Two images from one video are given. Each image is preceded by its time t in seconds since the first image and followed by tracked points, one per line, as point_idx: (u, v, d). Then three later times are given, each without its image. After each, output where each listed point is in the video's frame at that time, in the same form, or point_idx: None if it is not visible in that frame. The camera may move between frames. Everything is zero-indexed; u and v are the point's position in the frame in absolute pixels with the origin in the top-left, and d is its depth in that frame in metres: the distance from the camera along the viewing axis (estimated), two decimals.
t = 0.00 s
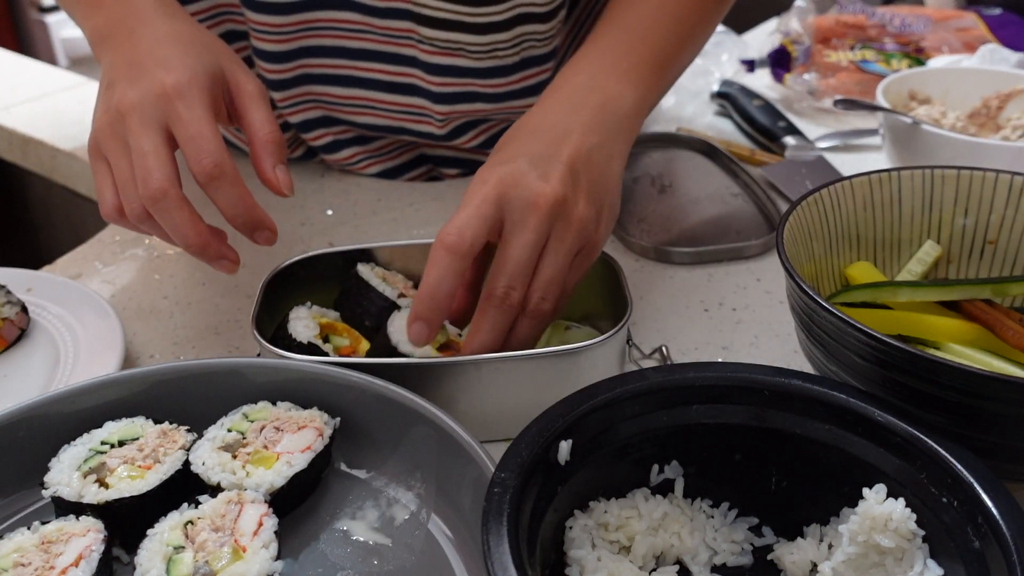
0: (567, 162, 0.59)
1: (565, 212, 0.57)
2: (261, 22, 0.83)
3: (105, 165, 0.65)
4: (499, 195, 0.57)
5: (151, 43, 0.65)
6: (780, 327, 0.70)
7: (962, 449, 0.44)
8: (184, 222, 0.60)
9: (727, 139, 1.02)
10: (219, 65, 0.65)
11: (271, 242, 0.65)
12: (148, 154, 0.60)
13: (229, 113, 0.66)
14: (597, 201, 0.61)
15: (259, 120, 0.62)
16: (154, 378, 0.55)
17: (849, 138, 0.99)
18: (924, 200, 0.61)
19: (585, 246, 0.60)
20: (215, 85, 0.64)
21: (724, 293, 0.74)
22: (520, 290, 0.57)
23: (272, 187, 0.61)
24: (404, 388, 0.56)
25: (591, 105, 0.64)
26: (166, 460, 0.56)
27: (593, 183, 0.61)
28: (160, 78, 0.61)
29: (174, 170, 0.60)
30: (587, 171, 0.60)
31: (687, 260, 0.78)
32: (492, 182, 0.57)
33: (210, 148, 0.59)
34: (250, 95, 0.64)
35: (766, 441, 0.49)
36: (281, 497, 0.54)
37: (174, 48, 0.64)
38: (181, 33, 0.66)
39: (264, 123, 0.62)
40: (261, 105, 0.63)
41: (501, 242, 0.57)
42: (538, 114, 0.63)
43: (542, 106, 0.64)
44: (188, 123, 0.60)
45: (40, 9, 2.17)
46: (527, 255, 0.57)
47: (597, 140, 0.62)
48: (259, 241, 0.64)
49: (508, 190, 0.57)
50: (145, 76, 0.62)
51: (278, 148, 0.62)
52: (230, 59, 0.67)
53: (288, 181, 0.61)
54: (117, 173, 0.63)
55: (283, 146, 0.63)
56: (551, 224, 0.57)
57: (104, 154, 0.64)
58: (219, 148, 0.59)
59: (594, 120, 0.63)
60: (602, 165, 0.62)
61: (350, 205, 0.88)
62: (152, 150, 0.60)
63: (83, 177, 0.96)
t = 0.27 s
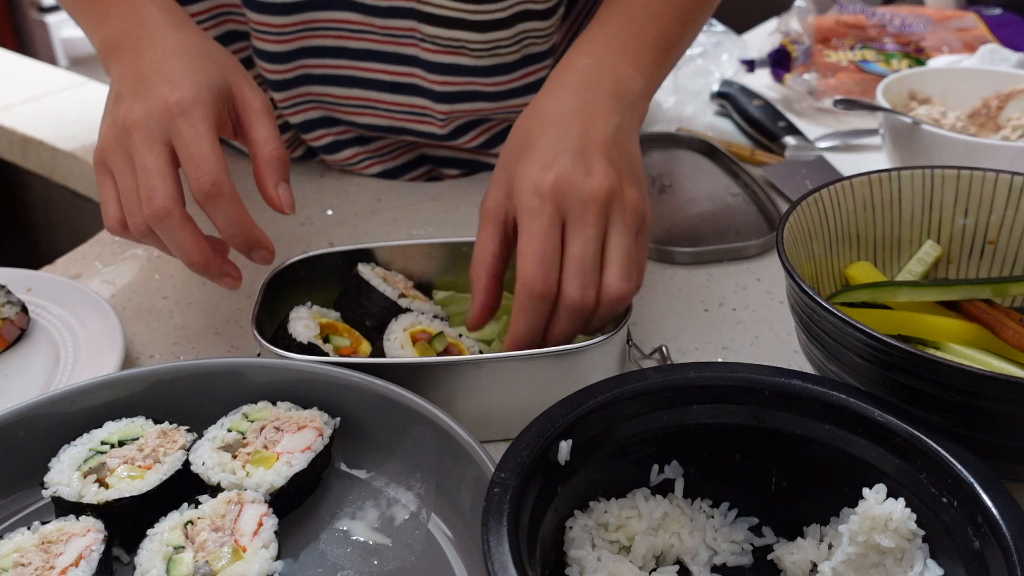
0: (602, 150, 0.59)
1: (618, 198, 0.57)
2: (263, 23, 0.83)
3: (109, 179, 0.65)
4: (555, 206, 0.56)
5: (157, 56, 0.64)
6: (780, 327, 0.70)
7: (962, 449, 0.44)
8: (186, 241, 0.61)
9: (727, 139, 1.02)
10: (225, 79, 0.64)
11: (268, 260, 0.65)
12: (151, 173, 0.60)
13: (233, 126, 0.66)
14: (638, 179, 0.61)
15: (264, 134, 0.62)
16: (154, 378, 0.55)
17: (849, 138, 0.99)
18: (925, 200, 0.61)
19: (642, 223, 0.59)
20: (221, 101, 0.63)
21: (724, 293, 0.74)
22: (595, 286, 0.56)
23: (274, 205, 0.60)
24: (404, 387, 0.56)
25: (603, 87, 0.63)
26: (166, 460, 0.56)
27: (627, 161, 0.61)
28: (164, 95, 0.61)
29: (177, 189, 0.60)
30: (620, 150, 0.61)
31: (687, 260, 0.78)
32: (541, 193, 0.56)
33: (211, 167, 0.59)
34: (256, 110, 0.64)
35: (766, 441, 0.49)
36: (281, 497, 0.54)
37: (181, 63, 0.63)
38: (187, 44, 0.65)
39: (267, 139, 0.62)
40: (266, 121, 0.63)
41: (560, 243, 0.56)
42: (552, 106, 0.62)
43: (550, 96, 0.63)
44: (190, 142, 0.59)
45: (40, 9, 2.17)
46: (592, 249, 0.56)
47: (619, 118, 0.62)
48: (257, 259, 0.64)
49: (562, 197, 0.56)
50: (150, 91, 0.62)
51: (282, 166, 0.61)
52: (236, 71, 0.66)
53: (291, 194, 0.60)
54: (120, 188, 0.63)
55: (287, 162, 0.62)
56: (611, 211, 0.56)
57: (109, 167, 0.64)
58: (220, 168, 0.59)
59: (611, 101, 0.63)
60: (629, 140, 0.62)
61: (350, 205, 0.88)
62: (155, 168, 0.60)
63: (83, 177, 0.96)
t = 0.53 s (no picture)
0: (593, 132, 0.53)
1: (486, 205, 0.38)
2: (262, 15, 0.82)
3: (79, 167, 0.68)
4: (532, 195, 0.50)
5: (110, 35, 0.64)
6: (780, 327, 0.69)
7: (962, 450, 0.44)
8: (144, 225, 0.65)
9: (727, 139, 1.02)
10: (160, 52, 0.64)
11: (199, 249, 0.64)
12: (98, 162, 0.63)
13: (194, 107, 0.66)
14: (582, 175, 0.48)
15: (200, 110, 0.61)
16: (153, 378, 0.56)
17: (849, 138, 0.99)
18: (924, 200, 0.61)
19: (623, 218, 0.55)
20: (152, 76, 0.63)
21: (724, 293, 0.74)
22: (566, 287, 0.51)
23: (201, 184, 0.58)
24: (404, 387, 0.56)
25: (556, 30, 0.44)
26: (166, 460, 0.56)
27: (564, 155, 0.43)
28: (100, 79, 0.62)
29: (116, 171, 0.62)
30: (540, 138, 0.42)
31: (688, 260, 0.77)
32: (419, 163, 0.36)
33: (136, 152, 0.59)
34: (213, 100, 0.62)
35: (766, 441, 0.49)
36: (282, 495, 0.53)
37: (123, 41, 0.64)
38: (140, 22, 0.65)
39: (201, 112, 0.61)
40: (202, 93, 0.62)
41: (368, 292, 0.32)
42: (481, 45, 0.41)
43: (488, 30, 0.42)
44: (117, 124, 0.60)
45: (40, 10, 2.16)
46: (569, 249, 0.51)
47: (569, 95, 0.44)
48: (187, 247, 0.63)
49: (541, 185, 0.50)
50: (90, 74, 0.63)
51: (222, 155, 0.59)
52: (181, 48, 0.65)
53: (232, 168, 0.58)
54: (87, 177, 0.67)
55: (224, 136, 0.61)
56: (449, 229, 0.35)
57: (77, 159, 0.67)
58: (143, 151, 0.60)
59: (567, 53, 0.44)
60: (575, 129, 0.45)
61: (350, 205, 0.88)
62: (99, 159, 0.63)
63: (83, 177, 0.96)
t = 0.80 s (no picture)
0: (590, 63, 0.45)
1: (588, 132, 0.46)
2: (267, 19, 0.82)
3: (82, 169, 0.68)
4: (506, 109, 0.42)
5: (116, 39, 0.64)
6: (780, 327, 0.70)
7: (962, 449, 0.44)
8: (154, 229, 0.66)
9: (727, 140, 1.02)
10: (168, 57, 0.64)
11: (210, 255, 0.63)
12: (107, 167, 0.63)
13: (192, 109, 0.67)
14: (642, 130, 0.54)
15: (207, 115, 0.63)
16: (153, 378, 0.56)
17: (849, 138, 0.99)
18: (924, 200, 0.62)
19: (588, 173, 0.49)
20: (161, 83, 0.64)
21: (724, 293, 0.74)
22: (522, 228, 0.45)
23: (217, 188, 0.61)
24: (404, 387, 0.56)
25: None
26: (166, 460, 0.55)
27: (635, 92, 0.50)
28: (106, 86, 0.62)
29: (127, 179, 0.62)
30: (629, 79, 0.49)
31: (687, 260, 0.77)
32: (500, 86, 0.42)
33: (149, 159, 0.60)
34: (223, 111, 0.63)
35: (766, 441, 0.49)
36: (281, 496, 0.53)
37: (127, 47, 0.63)
38: (144, 28, 0.65)
39: (211, 119, 0.63)
40: (211, 98, 0.64)
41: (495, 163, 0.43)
42: None
43: None
44: (126, 132, 0.60)
45: (40, 10, 2.16)
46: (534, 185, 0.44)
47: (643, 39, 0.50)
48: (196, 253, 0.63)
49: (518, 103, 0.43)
50: (96, 81, 0.63)
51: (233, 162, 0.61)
52: (187, 52, 0.65)
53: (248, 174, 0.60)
54: (92, 178, 0.67)
55: (234, 141, 0.63)
56: (569, 151, 0.45)
57: (80, 162, 0.67)
58: (154, 159, 0.60)
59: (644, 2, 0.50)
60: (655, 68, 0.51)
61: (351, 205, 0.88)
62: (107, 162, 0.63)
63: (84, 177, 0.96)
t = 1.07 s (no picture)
0: (622, 127, 0.55)
1: (614, 179, 0.56)
2: (263, 20, 0.82)
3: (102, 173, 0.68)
4: (548, 176, 0.54)
5: (133, 41, 0.64)
6: (780, 327, 0.69)
7: (962, 450, 0.44)
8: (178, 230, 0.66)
9: (727, 139, 1.02)
10: (185, 58, 0.64)
11: (235, 255, 0.64)
12: (129, 169, 0.63)
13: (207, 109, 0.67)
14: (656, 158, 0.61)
15: (226, 115, 0.62)
16: (154, 378, 0.56)
17: (849, 138, 0.99)
18: (925, 200, 0.61)
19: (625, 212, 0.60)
20: (180, 84, 0.63)
21: (724, 293, 0.74)
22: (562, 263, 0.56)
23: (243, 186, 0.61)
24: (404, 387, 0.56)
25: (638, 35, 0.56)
26: (166, 460, 0.55)
27: (649, 129, 0.58)
28: (126, 89, 0.61)
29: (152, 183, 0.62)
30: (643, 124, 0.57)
31: (687, 260, 0.77)
32: (538, 158, 0.53)
33: (174, 163, 0.60)
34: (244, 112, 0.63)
35: (766, 441, 0.49)
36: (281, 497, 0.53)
37: (145, 49, 0.63)
38: (162, 30, 0.65)
39: (230, 119, 0.62)
40: (232, 97, 0.63)
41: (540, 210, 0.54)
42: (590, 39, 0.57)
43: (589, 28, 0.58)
44: (148, 135, 0.60)
45: (40, 9, 2.17)
46: (571, 228, 0.55)
47: (658, 82, 0.57)
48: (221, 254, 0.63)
49: (557, 169, 0.53)
50: (114, 84, 0.62)
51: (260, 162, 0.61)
52: (204, 52, 0.65)
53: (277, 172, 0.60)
54: (113, 181, 0.66)
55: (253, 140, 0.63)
56: (597, 201, 0.56)
57: (99, 163, 0.67)
58: (177, 162, 0.60)
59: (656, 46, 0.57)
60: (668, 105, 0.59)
61: (350, 205, 0.88)
62: (131, 165, 0.63)
63: (84, 177, 0.96)
